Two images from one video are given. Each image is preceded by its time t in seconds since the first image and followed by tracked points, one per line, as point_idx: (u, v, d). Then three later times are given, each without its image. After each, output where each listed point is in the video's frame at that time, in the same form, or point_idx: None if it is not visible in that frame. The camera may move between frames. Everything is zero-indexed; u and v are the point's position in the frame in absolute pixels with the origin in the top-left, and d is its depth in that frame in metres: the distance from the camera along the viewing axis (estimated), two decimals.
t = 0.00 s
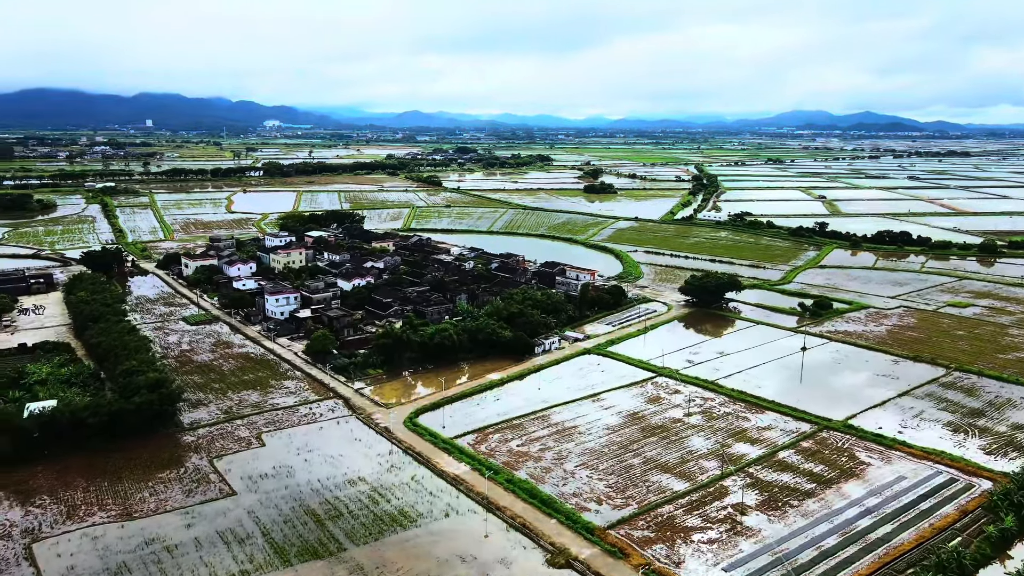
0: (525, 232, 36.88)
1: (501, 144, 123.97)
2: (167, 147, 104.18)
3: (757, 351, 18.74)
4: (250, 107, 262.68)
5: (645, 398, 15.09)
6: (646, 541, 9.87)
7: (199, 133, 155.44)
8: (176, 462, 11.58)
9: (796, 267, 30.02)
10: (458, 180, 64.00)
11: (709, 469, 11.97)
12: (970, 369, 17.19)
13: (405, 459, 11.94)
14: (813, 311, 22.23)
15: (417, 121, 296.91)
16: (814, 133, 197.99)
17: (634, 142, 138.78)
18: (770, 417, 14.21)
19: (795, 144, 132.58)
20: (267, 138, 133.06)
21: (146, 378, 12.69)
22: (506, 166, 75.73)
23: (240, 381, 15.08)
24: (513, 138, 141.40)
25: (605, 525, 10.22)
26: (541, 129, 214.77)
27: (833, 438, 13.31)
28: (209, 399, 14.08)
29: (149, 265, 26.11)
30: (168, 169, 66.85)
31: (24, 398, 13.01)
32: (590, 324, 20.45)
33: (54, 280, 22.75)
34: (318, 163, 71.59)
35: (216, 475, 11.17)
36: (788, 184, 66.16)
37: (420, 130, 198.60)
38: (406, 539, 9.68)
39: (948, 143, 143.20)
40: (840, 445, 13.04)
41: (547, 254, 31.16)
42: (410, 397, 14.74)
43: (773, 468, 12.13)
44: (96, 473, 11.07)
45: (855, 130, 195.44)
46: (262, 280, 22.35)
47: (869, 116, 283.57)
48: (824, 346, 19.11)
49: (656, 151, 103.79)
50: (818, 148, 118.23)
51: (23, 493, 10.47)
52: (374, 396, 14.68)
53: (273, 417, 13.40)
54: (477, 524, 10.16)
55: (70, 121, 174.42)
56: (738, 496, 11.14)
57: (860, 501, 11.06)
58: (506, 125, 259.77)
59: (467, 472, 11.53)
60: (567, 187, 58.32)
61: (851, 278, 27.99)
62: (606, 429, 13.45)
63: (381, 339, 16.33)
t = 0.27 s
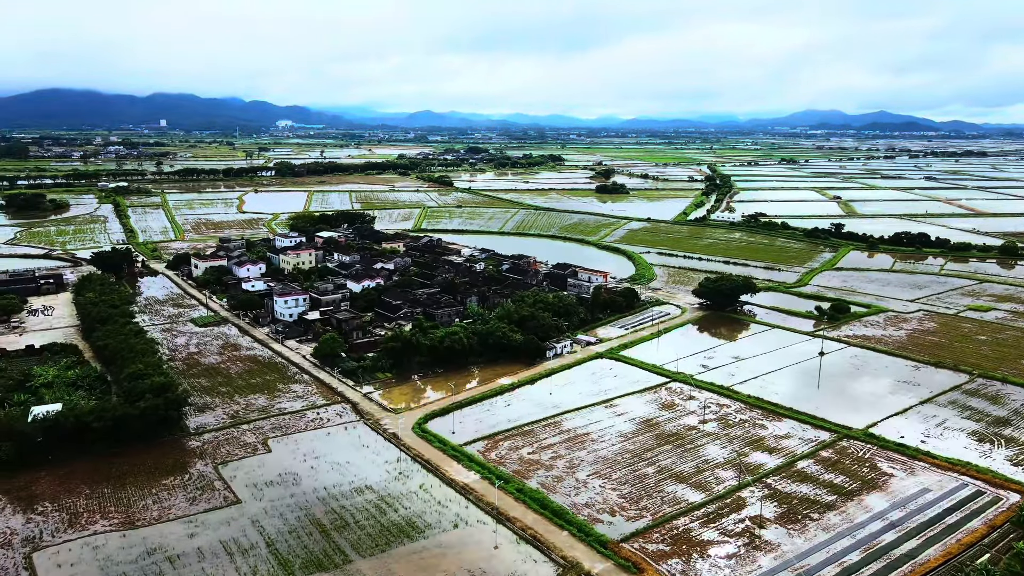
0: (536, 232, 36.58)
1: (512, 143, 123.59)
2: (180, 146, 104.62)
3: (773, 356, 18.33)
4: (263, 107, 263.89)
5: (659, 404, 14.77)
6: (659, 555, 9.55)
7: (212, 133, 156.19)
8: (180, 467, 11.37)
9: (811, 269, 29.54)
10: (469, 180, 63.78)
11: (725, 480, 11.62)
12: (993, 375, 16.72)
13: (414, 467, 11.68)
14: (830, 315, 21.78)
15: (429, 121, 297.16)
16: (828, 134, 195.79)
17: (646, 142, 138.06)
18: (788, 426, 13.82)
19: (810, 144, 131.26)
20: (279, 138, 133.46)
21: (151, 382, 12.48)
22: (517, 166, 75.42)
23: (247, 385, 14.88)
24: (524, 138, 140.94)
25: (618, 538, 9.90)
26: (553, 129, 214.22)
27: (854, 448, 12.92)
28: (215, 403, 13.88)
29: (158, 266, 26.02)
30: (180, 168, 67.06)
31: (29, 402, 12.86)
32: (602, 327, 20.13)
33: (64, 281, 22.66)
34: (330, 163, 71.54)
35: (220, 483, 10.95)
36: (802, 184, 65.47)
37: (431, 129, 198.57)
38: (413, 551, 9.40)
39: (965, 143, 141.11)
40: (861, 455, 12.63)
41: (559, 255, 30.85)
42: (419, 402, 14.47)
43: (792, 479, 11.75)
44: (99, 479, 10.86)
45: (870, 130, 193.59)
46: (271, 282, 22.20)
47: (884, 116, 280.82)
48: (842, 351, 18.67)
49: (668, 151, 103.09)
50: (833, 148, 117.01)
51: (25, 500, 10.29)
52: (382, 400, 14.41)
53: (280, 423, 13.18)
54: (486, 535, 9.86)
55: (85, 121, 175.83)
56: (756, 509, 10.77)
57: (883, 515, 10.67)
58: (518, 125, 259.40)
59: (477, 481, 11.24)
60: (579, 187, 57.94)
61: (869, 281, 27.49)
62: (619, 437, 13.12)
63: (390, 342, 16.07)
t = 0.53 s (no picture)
0: (545, 233, 36.33)
1: (521, 143, 123.32)
2: (189, 146, 104.93)
3: (786, 360, 18.01)
4: (273, 107, 264.69)
5: (670, 409, 14.50)
6: (671, 567, 9.30)
7: (223, 133, 156.81)
8: (183, 473, 11.20)
9: (824, 271, 29.17)
10: (477, 180, 63.60)
11: (738, 488, 11.35)
12: (1012, 381, 16.36)
13: (420, 473, 11.47)
14: (843, 318, 21.42)
15: (438, 121, 297.36)
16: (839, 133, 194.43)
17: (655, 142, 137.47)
18: (802, 432, 13.53)
19: (821, 143, 130.18)
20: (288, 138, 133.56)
21: (155, 386, 12.33)
22: (526, 166, 75.22)
23: (252, 388, 14.72)
24: (533, 138, 140.48)
25: (628, 548, 9.66)
26: (562, 129, 213.77)
27: (870, 456, 12.61)
28: (220, 407, 13.72)
29: (166, 267, 25.94)
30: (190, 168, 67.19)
31: (33, 405, 12.74)
32: (612, 330, 19.87)
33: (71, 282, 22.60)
34: (339, 163, 71.51)
35: (224, 489, 10.77)
36: (814, 185, 64.88)
37: (440, 129, 198.54)
38: (418, 561, 9.20)
39: (978, 143, 139.71)
40: (878, 463, 12.33)
41: (567, 257, 30.61)
42: (426, 407, 14.26)
43: (807, 487, 11.47)
44: (101, 485, 10.71)
45: (882, 130, 192.10)
46: (278, 283, 22.07)
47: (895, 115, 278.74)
48: (857, 355, 18.33)
49: (678, 151, 102.54)
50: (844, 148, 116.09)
51: (26, 505, 10.15)
52: (388, 404, 14.22)
53: (285, 427, 13.01)
54: (494, 545, 9.64)
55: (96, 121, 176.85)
56: (771, 519, 10.49)
57: (902, 527, 10.36)
58: (527, 125, 259.12)
59: (484, 488, 11.02)
60: (588, 187, 57.63)
61: (882, 283, 27.10)
62: (629, 443, 12.87)
63: (396, 345, 15.87)
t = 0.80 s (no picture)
0: (555, 234, 36.04)
1: (531, 143, 123.06)
2: (200, 146, 105.34)
3: (801, 365, 17.65)
4: (284, 107, 265.68)
5: (682, 415, 14.20)
6: None
7: (234, 133, 157.43)
8: (186, 479, 11.02)
9: (838, 273, 28.74)
10: (487, 180, 63.39)
11: (753, 499, 11.04)
12: None
13: (426, 481, 11.24)
14: (859, 322, 21.01)
15: (449, 121, 297.53)
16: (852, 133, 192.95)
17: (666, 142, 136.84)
18: (818, 441, 13.18)
19: (833, 143, 129.16)
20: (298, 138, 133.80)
21: (158, 390, 12.16)
22: (536, 166, 74.95)
23: (258, 392, 14.54)
24: (544, 138, 140.18)
25: (639, 562, 9.37)
26: (572, 129, 213.32)
27: (889, 465, 12.26)
28: (224, 411, 13.54)
29: (174, 268, 25.86)
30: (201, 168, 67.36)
31: (37, 408, 12.61)
32: (622, 333, 19.57)
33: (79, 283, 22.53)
34: (348, 163, 71.49)
35: (226, 496, 10.57)
36: (827, 185, 64.20)
37: (450, 129, 198.56)
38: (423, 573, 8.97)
39: (993, 143, 138.21)
40: (897, 473, 11.98)
41: (578, 258, 30.31)
42: (434, 411, 14.02)
43: (824, 499, 11.14)
44: (103, 491, 10.54)
45: (895, 130, 190.43)
46: (286, 284, 21.91)
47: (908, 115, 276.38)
48: (873, 361, 17.94)
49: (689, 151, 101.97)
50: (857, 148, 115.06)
51: (27, 512, 10.00)
52: (395, 409, 13.99)
53: (290, 432, 12.80)
54: (501, 557, 9.39)
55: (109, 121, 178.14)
56: (787, 532, 10.17)
57: (924, 541, 10.01)
58: (537, 125, 258.71)
59: (492, 497, 10.76)
60: (599, 187, 57.31)
61: (898, 286, 26.65)
62: (640, 450, 12.59)
63: (404, 348, 15.64)
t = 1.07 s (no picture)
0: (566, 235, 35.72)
1: (542, 144, 122.75)
2: (213, 146, 105.80)
3: (817, 371, 17.26)
4: (296, 107, 266.83)
5: (695, 423, 13.86)
6: None
7: (246, 133, 158.15)
8: (188, 486, 10.82)
9: (854, 276, 28.24)
10: (498, 180, 63.13)
11: (769, 511, 10.70)
12: None
13: (432, 490, 10.98)
14: (876, 326, 20.56)
15: (460, 121, 297.69)
16: (866, 133, 191.20)
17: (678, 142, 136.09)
18: (835, 451, 12.81)
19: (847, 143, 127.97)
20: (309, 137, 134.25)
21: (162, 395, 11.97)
22: (547, 167, 74.64)
23: (263, 396, 14.34)
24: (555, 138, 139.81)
25: None
26: (583, 129, 212.78)
27: (909, 477, 11.87)
28: (229, 415, 13.35)
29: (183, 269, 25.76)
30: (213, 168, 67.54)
31: (40, 412, 12.47)
32: (634, 337, 19.24)
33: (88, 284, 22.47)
34: (359, 163, 71.46)
35: (229, 504, 10.36)
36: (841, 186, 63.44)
37: (461, 129, 198.58)
38: None
39: (1010, 143, 136.53)
40: (918, 485, 11.59)
41: (588, 260, 29.99)
42: (441, 417, 13.76)
43: (842, 511, 10.78)
44: (104, 498, 10.36)
45: (910, 130, 188.54)
46: (294, 286, 21.74)
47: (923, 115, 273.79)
48: (891, 366, 17.50)
49: (701, 152, 101.30)
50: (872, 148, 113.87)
51: (26, 519, 9.82)
52: (402, 415, 13.73)
53: (295, 438, 12.59)
54: (508, 570, 9.11)
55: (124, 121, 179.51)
56: (804, 547, 9.82)
57: (947, 558, 9.64)
58: (548, 125, 258.28)
59: (499, 508, 10.48)
60: (610, 188, 56.93)
61: (916, 289, 26.14)
62: (652, 459, 12.27)
63: (411, 352, 15.39)
